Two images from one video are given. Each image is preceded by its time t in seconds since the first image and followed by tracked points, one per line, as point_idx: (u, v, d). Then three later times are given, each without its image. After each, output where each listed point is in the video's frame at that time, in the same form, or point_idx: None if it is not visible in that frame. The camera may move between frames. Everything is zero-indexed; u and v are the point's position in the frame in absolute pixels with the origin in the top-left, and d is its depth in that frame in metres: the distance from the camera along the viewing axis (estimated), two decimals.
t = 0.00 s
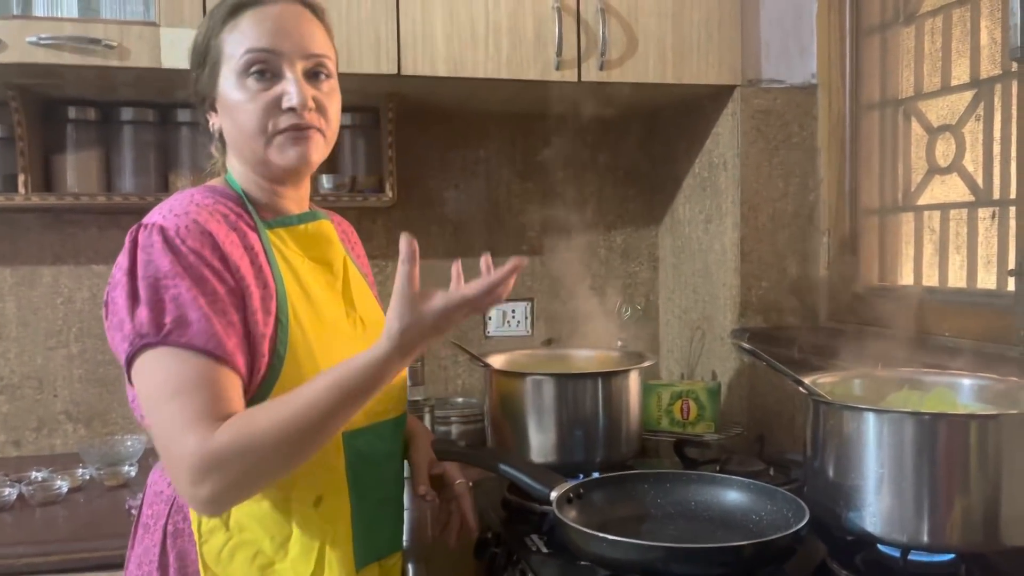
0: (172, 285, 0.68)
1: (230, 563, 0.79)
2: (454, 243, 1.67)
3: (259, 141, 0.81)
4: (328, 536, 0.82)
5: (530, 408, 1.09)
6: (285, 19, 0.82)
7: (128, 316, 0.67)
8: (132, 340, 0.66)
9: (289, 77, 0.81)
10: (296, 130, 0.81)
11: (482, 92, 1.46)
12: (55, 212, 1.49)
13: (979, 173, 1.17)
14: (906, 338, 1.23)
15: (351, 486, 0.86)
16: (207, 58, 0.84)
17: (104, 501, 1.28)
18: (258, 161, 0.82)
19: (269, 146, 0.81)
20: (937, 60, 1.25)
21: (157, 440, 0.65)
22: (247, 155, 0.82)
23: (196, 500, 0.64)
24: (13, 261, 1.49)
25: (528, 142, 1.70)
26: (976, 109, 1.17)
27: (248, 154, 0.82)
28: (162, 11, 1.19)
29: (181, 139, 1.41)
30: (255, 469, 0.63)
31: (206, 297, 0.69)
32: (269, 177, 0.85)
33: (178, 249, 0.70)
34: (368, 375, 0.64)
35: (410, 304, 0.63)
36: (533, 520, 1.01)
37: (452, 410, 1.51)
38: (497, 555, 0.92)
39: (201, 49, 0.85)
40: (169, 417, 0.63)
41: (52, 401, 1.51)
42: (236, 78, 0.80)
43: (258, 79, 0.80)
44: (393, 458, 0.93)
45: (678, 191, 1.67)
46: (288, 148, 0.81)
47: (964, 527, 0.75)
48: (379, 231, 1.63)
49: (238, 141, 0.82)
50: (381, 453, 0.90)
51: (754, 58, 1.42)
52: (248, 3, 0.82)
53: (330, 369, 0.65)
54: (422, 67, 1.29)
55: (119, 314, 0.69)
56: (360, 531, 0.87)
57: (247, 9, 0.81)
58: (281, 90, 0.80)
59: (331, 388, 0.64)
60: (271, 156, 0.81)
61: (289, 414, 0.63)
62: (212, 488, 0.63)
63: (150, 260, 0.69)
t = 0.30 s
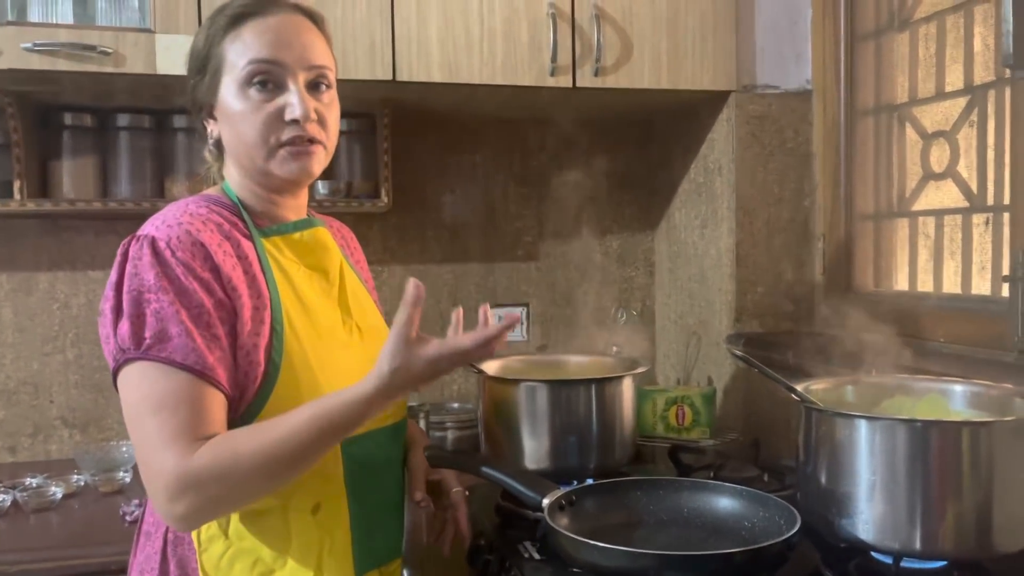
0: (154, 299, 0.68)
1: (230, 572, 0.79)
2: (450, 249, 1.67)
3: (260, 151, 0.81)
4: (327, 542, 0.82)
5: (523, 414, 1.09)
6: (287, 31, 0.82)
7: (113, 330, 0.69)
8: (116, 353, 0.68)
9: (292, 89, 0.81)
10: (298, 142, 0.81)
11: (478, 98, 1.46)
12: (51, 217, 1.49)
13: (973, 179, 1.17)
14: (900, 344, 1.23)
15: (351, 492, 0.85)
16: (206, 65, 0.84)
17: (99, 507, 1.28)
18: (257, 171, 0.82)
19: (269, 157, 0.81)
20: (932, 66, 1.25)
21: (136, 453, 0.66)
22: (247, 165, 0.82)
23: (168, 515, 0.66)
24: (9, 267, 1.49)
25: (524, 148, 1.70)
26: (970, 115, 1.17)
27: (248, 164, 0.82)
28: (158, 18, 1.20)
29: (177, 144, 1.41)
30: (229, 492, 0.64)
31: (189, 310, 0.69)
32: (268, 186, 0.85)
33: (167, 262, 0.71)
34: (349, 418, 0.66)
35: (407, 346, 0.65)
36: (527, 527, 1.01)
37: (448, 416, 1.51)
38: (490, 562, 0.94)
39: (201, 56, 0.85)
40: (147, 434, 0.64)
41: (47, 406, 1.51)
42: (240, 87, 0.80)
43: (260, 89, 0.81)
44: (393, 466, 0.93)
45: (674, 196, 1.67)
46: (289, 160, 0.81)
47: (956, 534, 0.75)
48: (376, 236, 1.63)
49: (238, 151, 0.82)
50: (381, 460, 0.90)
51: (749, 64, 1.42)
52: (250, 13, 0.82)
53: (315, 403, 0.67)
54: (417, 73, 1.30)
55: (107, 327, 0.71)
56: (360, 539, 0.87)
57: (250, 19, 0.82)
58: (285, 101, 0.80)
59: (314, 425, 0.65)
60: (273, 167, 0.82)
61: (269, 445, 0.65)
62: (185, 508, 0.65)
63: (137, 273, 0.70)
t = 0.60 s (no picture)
0: (171, 294, 0.69)
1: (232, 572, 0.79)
2: (445, 252, 1.67)
3: (322, 175, 0.83)
4: (328, 543, 0.82)
5: (516, 418, 1.09)
6: (352, 58, 0.84)
7: (131, 326, 0.69)
8: (135, 348, 0.67)
9: (356, 116, 0.84)
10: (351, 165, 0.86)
11: (473, 101, 1.47)
12: (45, 220, 1.49)
13: (964, 183, 1.16)
14: (892, 348, 1.23)
15: (352, 493, 0.85)
16: (269, 77, 0.78)
17: (91, 510, 1.27)
18: (306, 189, 0.83)
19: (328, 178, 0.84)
20: (923, 70, 1.25)
21: (164, 444, 0.66)
22: (301, 183, 0.83)
23: (205, 501, 0.65)
24: (2, 270, 1.48)
25: (519, 151, 1.70)
26: (961, 120, 1.16)
27: (302, 184, 0.83)
28: (151, 21, 1.19)
29: (171, 147, 1.41)
30: (259, 463, 0.64)
31: (207, 304, 0.70)
32: (300, 199, 0.86)
33: (174, 261, 0.71)
34: (371, 364, 0.67)
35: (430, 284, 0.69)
36: (520, 530, 1.01)
37: (443, 418, 1.51)
38: (483, 565, 0.92)
39: (259, 64, 0.78)
40: (175, 419, 0.64)
41: (41, 409, 1.51)
42: (311, 111, 0.80)
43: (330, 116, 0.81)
44: (394, 469, 0.93)
45: (668, 200, 1.67)
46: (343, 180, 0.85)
47: (945, 538, 0.75)
48: (371, 239, 1.63)
49: (298, 171, 0.81)
50: (381, 462, 0.90)
51: (743, 67, 1.43)
52: (322, 36, 0.81)
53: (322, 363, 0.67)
54: (412, 76, 1.30)
55: (121, 325, 0.71)
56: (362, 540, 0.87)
57: (322, 41, 0.81)
58: (352, 131, 0.83)
59: (330, 381, 0.66)
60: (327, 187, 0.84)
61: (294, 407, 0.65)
62: (220, 487, 0.64)
63: (149, 272, 0.71)
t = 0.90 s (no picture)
0: (199, 284, 0.70)
1: (237, 568, 0.79)
2: (444, 252, 1.68)
3: (345, 184, 0.85)
4: (334, 540, 0.82)
5: (514, 418, 1.10)
6: (386, 77, 0.86)
7: (156, 313, 0.69)
8: (160, 335, 0.68)
9: (383, 132, 0.87)
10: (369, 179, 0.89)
11: (472, 102, 1.47)
12: (43, 220, 1.49)
13: (962, 184, 1.16)
14: (890, 348, 1.24)
15: (359, 490, 0.86)
16: (306, 85, 0.79)
17: (89, 510, 1.27)
18: (324, 196, 0.86)
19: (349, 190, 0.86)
20: (921, 72, 1.24)
21: (181, 431, 0.66)
22: (322, 190, 0.85)
23: (221, 489, 0.66)
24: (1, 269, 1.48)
25: (518, 152, 1.71)
26: (959, 121, 1.16)
27: (324, 190, 0.84)
28: (150, 20, 1.19)
29: (170, 147, 1.41)
30: (284, 451, 0.66)
31: (231, 297, 0.72)
32: (315, 204, 0.87)
33: (201, 253, 0.73)
34: (391, 372, 0.75)
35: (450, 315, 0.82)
36: (519, 530, 1.02)
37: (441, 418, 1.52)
38: (480, 565, 0.92)
39: (297, 71, 0.79)
40: (196, 406, 0.65)
41: (39, 409, 1.51)
42: (343, 123, 0.81)
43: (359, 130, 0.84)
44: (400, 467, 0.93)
45: (667, 201, 1.67)
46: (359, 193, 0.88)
47: (941, 539, 0.76)
48: (370, 239, 1.63)
49: (324, 179, 0.83)
50: (387, 461, 0.90)
51: (742, 69, 1.43)
52: (363, 53, 0.83)
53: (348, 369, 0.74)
54: (411, 76, 1.30)
55: (145, 313, 0.71)
56: (368, 537, 0.87)
57: (363, 60, 0.83)
58: (376, 144, 0.86)
59: (358, 384, 0.72)
60: (345, 197, 0.87)
61: (320, 399, 0.69)
62: (241, 474, 0.65)
63: (177, 261, 0.72)
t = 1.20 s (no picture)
0: (206, 283, 0.70)
1: (234, 567, 0.79)
2: (443, 252, 1.68)
3: (358, 188, 0.85)
4: (332, 541, 0.82)
5: (512, 418, 1.10)
6: (406, 85, 0.87)
7: (162, 309, 0.69)
8: (165, 332, 0.68)
9: (398, 139, 0.87)
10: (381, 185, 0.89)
11: (470, 102, 1.47)
12: (42, 219, 1.49)
13: (960, 185, 1.16)
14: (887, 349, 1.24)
15: (359, 491, 0.86)
16: (325, 89, 0.80)
17: (88, 510, 1.28)
18: (335, 200, 0.86)
19: (361, 196, 0.87)
20: (919, 73, 1.24)
21: (181, 429, 0.66)
22: (334, 194, 0.85)
23: (218, 489, 0.66)
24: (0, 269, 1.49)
25: (517, 152, 1.71)
26: (956, 122, 1.16)
27: (337, 193, 0.85)
28: (149, 20, 1.19)
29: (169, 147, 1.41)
30: (283, 454, 0.67)
31: (237, 297, 0.72)
32: (326, 207, 0.88)
33: (210, 252, 0.73)
34: (391, 379, 0.75)
35: (447, 321, 0.82)
36: (515, 530, 1.02)
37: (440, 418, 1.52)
38: (477, 564, 0.92)
39: (317, 74, 0.79)
40: (198, 406, 0.65)
41: (38, 409, 1.51)
42: (360, 127, 0.82)
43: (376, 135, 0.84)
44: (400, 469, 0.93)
45: (666, 201, 1.67)
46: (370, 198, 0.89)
47: (937, 539, 0.76)
48: (369, 239, 1.64)
49: (337, 183, 0.84)
50: (387, 462, 0.90)
51: (740, 70, 1.44)
52: (384, 60, 0.83)
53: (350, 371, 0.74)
54: (409, 77, 1.30)
55: (151, 309, 0.71)
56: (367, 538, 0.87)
57: (384, 67, 0.83)
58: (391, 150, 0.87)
59: (359, 389, 0.72)
60: (357, 202, 0.87)
61: (320, 404, 0.70)
62: (239, 475, 0.66)
63: (185, 259, 0.72)
